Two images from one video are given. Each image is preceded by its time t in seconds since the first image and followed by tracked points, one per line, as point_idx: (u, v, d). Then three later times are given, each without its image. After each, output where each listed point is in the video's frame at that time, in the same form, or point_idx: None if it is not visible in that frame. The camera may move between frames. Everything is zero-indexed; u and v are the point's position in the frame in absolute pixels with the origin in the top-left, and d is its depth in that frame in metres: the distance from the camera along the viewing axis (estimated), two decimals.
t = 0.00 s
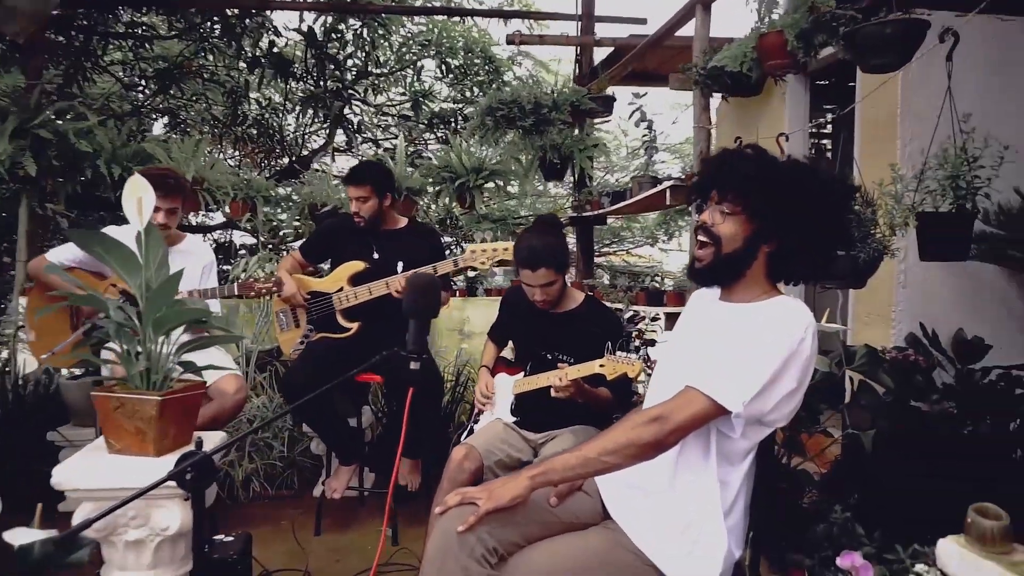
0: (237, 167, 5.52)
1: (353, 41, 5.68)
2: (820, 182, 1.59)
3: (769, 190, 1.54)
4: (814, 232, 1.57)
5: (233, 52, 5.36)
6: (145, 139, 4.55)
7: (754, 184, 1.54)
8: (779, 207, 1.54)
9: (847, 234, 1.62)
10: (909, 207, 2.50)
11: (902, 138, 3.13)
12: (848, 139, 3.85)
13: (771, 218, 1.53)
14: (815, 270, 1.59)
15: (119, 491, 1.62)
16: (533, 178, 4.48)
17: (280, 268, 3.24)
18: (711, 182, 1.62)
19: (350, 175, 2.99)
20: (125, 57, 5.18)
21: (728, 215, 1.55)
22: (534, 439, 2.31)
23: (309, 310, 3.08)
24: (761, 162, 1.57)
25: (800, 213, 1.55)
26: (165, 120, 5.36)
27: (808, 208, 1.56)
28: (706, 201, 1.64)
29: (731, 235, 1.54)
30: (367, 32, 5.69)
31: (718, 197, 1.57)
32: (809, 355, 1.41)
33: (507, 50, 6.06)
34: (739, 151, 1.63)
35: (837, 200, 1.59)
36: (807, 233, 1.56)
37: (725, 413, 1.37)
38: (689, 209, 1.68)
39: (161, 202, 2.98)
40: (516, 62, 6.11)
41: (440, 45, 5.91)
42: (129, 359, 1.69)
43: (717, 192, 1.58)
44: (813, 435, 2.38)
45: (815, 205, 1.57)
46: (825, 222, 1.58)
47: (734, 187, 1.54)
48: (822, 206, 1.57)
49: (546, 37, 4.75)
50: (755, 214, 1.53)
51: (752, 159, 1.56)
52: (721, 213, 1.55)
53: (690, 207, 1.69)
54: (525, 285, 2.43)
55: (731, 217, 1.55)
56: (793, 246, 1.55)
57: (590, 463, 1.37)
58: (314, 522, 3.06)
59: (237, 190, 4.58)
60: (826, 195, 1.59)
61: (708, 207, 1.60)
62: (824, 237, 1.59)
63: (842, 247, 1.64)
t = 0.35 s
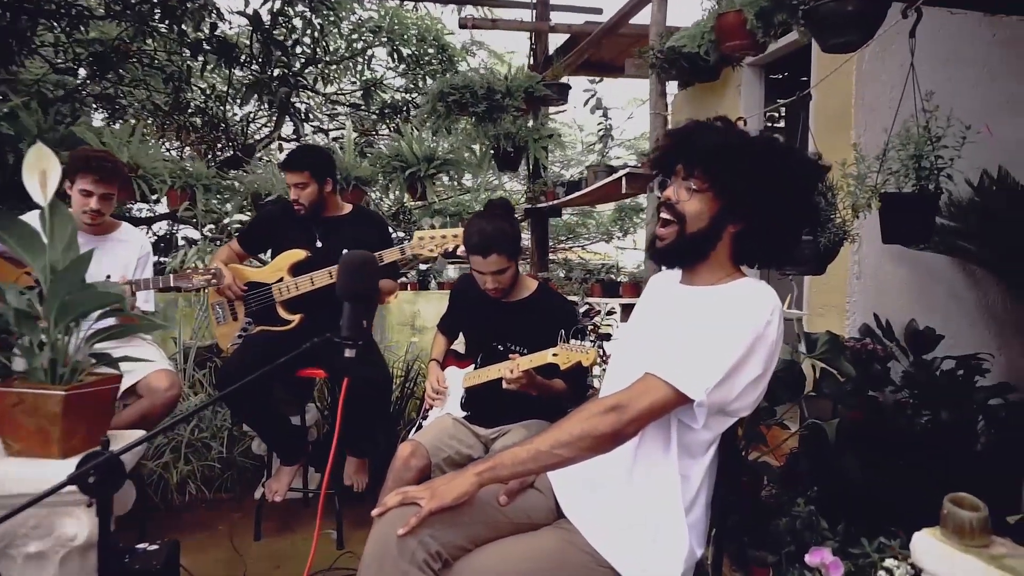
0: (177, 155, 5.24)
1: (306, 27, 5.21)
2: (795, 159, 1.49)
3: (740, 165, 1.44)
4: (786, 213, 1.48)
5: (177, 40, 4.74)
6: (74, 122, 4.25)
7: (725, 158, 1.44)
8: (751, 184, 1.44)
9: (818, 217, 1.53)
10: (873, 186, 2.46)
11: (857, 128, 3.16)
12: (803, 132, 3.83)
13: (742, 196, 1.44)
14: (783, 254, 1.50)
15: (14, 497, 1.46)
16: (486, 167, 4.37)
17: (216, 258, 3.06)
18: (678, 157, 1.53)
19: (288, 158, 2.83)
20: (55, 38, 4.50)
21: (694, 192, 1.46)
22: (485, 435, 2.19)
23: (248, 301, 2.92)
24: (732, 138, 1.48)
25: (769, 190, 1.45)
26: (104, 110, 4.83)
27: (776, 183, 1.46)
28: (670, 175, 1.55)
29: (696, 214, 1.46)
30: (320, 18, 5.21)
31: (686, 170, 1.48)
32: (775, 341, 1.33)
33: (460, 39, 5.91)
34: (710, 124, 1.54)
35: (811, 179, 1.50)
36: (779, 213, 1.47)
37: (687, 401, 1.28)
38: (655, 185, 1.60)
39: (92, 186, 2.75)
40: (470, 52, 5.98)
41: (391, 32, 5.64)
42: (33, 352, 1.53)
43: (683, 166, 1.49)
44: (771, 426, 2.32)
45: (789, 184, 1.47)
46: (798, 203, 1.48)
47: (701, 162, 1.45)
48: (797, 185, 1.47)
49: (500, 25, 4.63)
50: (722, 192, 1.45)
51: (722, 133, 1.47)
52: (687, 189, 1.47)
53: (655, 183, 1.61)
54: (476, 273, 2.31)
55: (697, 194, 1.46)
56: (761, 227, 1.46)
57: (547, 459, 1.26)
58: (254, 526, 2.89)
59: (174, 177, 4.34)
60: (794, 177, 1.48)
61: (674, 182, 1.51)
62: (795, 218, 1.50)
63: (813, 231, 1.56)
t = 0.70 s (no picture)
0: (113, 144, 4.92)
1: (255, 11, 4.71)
2: (772, 138, 1.43)
3: (716, 138, 1.36)
4: (764, 194, 1.40)
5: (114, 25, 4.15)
6: None
7: (702, 131, 1.36)
8: (730, 161, 1.36)
9: (796, 200, 1.45)
10: (850, 171, 2.37)
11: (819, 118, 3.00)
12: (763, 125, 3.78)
13: (719, 172, 1.35)
14: (760, 240, 1.41)
15: None
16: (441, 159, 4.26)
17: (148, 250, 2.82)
18: (652, 133, 1.43)
19: (228, 142, 2.64)
20: None
21: (667, 168, 1.36)
22: (441, 437, 2.06)
23: (183, 295, 2.71)
24: (707, 109, 1.40)
25: (746, 168, 1.38)
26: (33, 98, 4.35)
27: (755, 162, 1.39)
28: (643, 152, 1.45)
29: (670, 192, 1.36)
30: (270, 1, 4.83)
31: (661, 145, 1.39)
32: (758, 334, 1.23)
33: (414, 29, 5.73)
34: (684, 96, 1.46)
35: (790, 159, 1.44)
36: (754, 193, 1.39)
37: (664, 398, 1.16)
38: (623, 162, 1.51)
39: (14, 172, 2.51)
40: (424, 41, 5.80)
41: (341, 17, 5.39)
42: None
43: (656, 140, 1.40)
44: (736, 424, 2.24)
45: (763, 162, 1.40)
46: (775, 182, 1.42)
47: (678, 136, 1.36)
48: (773, 163, 1.41)
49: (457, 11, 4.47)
50: (698, 169, 1.35)
51: (698, 105, 1.39)
52: (663, 165, 1.37)
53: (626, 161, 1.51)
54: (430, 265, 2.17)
55: (671, 170, 1.36)
56: (738, 208, 1.38)
57: (510, 467, 1.12)
58: (191, 538, 2.69)
59: (106, 166, 4.07)
60: (772, 156, 1.42)
61: (645, 158, 1.41)
62: (773, 201, 1.43)
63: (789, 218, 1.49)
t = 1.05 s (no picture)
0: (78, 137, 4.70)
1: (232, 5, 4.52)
2: (798, 128, 1.41)
3: (747, 125, 1.36)
4: (789, 188, 1.38)
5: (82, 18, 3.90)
6: None
7: (732, 117, 1.36)
8: (759, 154, 1.36)
9: (822, 194, 1.43)
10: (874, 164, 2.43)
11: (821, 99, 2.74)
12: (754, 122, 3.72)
13: (749, 161, 1.35)
14: (790, 234, 1.38)
15: None
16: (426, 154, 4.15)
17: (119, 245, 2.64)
18: (680, 119, 1.43)
19: (212, 131, 2.53)
20: None
21: (698, 156, 1.35)
22: (434, 445, 1.96)
23: (157, 295, 2.56)
24: (735, 94, 1.41)
25: (774, 161, 1.37)
26: None
27: (784, 154, 1.38)
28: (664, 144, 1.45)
29: (698, 181, 1.34)
30: None
31: (688, 134, 1.38)
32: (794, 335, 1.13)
33: (395, 22, 5.59)
34: (707, 80, 1.49)
35: (811, 149, 1.42)
36: (777, 184, 1.37)
37: (694, 409, 1.06)
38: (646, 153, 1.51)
39: None
40: (405, 35, 5.66)
41: (319, 9, 5.23)
42: None
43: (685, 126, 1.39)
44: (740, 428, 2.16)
45: (789, 153, 1.39)
46: (800, 175, 1.40)
47: (708, 125, 1.36)
48: (798, 155, 1.40)
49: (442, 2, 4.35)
50: (728, 160, 1.35)
51: (728, 92, 1.41)
52: (691, 155, 1.36)
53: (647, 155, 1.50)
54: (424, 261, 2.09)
55: (702, 159, 1.35)
56: (765, 201, 1.36)
57: (524, 485, 1.01)
58: (165, 552, 2.55)
59: (70, 158, 3.85)
60: (796, 147, 1.40)
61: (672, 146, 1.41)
62: (798, 195, 1.41)
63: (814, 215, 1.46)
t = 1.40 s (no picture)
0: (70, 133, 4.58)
1: None
2: (838, 108, 1.32)
3: (784, 107, 1.26)
4: (830, 174, 1.29)
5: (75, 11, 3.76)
6: None
7: (767, 99, 1.27)
8: (798, 136, 1.27)
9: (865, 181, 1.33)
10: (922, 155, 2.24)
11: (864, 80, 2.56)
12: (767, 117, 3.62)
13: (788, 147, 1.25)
14: (834, 224, 1.28)
15: None
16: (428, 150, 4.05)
17: (112, 242, 2.53)
18: (711, 103, 1.35)
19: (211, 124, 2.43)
20: None
21: (732, 144, 1.25)
22: (444, 453, 1.87)
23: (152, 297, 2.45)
24: (770, 75, 1.32)
25: (813, 144, 1.28)
26: None
27: (823, 136, 1.29)
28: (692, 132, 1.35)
29: (734, 170, 1.25)
30: None
31: (723, 120, 1.28)
32: (851, 340, 1.04)
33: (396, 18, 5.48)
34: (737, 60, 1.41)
35: (853, 130, 1.32)
36: (818, 169, 1.28)
37: (747, 424, 0.97)
38: (675, 142, 1.39)
39: None
40: (405, 31, 5.55)
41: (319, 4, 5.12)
42: None
43: (715, 114, 1.30)
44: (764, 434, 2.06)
45: (830, 137, 1.29)
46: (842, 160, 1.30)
47: (743, 109, 1.27)
48: (840, 137, 1.30)
49: None
50: (765, 146, 1.25)
51: (762, 74, 1.32)
52: (725, 142, 1.26)
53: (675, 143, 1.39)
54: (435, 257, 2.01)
55: (738, 146, 1.26)
56: (807, 190, 1.27)
57: (554, 504, 0.90)
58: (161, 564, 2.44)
59: (63, 155, 3.73)
60: (838, 128, 1.31)
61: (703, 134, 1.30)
62: (842, 182, 1.30)
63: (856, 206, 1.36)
